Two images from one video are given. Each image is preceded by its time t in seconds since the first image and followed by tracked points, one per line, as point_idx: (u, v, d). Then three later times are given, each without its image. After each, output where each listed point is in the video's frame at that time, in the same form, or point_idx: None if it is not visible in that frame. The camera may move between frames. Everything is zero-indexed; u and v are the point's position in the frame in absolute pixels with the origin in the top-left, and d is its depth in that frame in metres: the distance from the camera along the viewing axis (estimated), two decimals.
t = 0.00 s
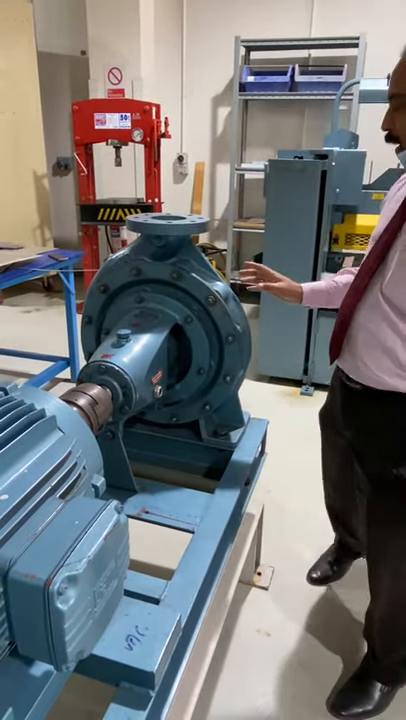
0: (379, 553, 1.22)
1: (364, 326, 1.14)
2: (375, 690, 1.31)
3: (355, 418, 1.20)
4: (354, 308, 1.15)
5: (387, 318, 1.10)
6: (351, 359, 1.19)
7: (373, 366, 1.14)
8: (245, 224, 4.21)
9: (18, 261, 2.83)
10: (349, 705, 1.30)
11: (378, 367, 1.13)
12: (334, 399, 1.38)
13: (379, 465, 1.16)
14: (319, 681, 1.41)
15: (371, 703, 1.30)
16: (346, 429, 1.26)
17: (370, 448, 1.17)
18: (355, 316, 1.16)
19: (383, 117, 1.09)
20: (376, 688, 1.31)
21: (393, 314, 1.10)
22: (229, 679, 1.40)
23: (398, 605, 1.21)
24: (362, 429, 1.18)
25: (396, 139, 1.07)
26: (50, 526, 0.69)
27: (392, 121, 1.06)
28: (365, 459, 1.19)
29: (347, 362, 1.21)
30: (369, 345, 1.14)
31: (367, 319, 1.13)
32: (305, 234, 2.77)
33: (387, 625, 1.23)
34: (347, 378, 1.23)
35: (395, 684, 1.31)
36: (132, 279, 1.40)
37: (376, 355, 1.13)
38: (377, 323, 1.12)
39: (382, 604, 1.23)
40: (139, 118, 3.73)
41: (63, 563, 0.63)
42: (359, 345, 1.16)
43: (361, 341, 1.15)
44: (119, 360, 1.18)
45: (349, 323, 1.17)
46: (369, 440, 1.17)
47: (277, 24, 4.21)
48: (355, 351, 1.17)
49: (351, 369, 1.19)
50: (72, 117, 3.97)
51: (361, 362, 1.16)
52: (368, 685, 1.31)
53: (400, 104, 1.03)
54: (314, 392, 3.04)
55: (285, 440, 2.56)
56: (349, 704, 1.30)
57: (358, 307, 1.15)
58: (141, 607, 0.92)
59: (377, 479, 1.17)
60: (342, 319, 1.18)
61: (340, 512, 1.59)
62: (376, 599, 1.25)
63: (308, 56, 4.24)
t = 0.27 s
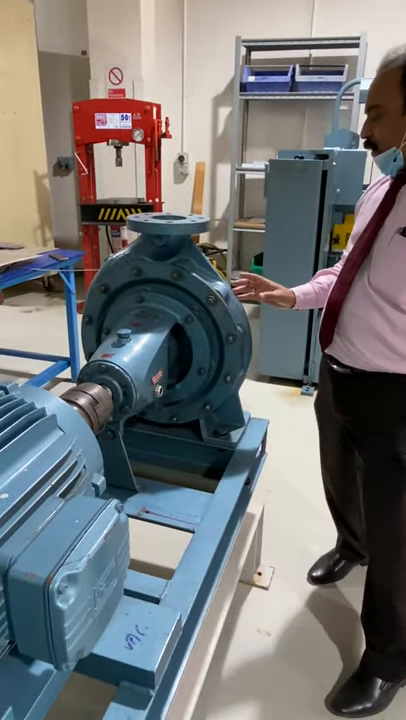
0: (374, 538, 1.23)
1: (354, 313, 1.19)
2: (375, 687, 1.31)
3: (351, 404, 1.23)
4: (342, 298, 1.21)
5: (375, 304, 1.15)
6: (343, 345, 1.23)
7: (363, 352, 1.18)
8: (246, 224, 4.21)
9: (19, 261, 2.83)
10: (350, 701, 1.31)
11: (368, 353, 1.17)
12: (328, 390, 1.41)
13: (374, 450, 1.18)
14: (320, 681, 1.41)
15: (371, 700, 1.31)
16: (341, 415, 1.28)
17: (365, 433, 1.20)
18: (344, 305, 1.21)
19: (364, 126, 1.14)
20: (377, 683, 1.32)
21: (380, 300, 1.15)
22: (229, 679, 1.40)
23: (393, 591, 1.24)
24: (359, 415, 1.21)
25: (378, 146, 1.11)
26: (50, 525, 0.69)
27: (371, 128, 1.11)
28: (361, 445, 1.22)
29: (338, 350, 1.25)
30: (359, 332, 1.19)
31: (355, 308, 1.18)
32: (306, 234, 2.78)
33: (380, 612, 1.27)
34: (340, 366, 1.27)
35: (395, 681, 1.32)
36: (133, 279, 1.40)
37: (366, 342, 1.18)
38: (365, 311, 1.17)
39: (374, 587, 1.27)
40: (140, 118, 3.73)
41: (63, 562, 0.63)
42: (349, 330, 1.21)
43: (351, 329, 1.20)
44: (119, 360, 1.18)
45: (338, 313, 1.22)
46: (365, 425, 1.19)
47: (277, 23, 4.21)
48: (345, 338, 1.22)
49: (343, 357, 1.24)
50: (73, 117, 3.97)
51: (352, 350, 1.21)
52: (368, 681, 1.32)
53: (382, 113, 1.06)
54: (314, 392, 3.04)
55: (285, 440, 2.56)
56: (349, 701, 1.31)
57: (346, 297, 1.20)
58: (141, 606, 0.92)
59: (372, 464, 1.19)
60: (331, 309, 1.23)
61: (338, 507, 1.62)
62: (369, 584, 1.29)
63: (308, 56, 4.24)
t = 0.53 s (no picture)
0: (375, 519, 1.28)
1: (352, 303, 1.21)
2: (372, 662, 1.38)
3: (349, 391, 1.26)
4: (340, 291, 1.23)
5: (374, 293, 1.18)
6: (343, 335, 1.25)
7: (364, 342, 1.21)
8: (246, 224, 4.22)
9: (19, 261, 2.83)
10: (348, 673, 1.39)
11: (368, 341, 1.20)
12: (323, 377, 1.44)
13: (374, 434, 1.22)
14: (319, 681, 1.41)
15: (368, 673, 1.38)
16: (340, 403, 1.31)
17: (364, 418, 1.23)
18: (343, 297, 1.23)
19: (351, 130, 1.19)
20: (374, 659, 1.38)
21: (377, 290, 1.17)
22: (229, 679, 1.40)
23: (392, 574, 1.30)
24: (357, 400, 1.24)
25: (363, 147, 1.16)
26: (50, 526, 0.69)
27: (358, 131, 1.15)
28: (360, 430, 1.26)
29: (338, 341, 1.27)
30: (358, 322, 1.21)
31: (353, 299, 1.21)
32: (305, 234, 2.78)
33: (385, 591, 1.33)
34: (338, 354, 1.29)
35: (391, 661, 1.38)
36: (133, 279, 1.40)
37: (366, 331, 1.20)
38: (363, 300, 1.19)
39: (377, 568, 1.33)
40: (140, 118, 3.74)
41: (63, 561, 0.63)
42: (348, 321, 1.23)
43: (350, 320, 1.22)
44: (119, 360, 1.18)
45: (337, 305, 1.25)
46: (364, 411, 1.23)
47: (277, 22, 4.21)
48: (345, 329, 1.24)
49: (343, 348, 1.26)
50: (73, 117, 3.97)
51: (352, 339, 1.23)
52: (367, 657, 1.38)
53: (367, 115, 1.11)
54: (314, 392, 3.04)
55: (285, 440, 2.56)
56: (343, 671, 1.40)
57: (344, 289, 1.23)
58: (140, 606, 0.91)
59: (372, 447, 1.23)
60: (331, 302, 1.25)
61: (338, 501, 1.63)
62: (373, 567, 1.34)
63: (308, 56, 4.25)
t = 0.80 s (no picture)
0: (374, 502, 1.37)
1: (354, 299, 1.26)
2: (376, 609, 1.55)
3: (347, 383, 1.33)
4: (342, 288, 1.27)
5: (375, 289, 1.22)
6: (345, 331, 1.29)
7: (367, 335, 1.25)
8: (246, 225, 4.22)
9: (18, 261, 2.83)
10: (358, 622, 1.54)
11: (371, 335, 1.25)
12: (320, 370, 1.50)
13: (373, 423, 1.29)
14: (318, 681, 1.41)
15: (375, 621, 1.54)
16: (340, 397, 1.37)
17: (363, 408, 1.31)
18: (344, 294, 1.28)
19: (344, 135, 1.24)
20: (378, 607, 1.55)
21: (378, 285, 1.22)
22: (228, 679, 1.41)
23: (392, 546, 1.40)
24: (355, 392, 1.31)
25: (360, 150, 1.21)
26: (49, 527, 0.69)
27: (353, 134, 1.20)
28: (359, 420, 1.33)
29: (340, 337, 1.31)
30: (360, 317, 1.25)
31: (355, 295, 1.25)
32: (305, 234, 2.78)
33: (387, 564, 1.43)
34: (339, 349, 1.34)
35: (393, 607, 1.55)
36: (132, 280, 1.40)
37: (369, 325, 1.24)
38: (365, 296, 1.24)
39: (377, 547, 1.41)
40: (139, 119, 3.74)
41: (63, 562, 0.63)
42: (350, 317, 1.27)
43: (352, 315, 1.26)
44: (118, 360, 1.18)
45: (339, 302, 1.29)
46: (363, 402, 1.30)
47: (277, 22, 4.21)
48: (348, 325, 1.28)
49: (346, 343, 1.30)
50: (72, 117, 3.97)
51: (355, 334, 1.27)
52: (371, 606, 1.55)
53: (362, 118, 1.16)
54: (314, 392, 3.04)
55: (284, 440, 2.56)
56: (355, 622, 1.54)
57: (345, 286, 1.27)
58: (140, 607, 0.92)
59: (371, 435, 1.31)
60: (332, 299, 1.29)
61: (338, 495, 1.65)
62: (375, 547, 1.42)
63: (308, 57, 4.25)
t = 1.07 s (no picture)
0: (383, 492, 1.42)
1: (357, 297, 1.26)
2: (376, 590, 1.62)
3: (350, 385, 1.34)
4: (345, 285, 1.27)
5: (378, 287, 1.22)
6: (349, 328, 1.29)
7: (371, 333, 1.25)
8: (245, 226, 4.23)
9: (17, 262, 2.83)
10: (363, 606, 1.60)
11: (374, 332, 1.25)
12: (319, 370, 1.50)
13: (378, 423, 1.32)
14: (317, 681, 1.42)
15: (377, 604, 1.60)
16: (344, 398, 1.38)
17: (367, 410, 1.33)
18: (348, 291, 1.28)
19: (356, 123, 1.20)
20: (378, 586, 1.62)
21: (382, 283, 1.22)
22: (228, 679, 1.41)
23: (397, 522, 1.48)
24: (360, 394, 1.33)
25: (369, 141, 1.18)
26: (48, 528, 0.69)
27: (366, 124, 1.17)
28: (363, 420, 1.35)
29: (342, 335, 1.32)
30: (364, 314, 1.25)
31: (358, 292, 1.25)
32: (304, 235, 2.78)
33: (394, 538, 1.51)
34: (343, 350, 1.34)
35: (394, 583, 1.63)
36: (131, 281, 1.41)
37: (373, 323, 1.24)
38: (369, 293, 1.23)
39: (383, 527, 1.49)
40: (138, 120, 3.74)
41: (62, 563, 0.63)
42: (353, 314, 1.27)
43: (355, 313, 1.26)
44: (117, 361, 1.18)
45: (342, 299, 1.28)
46: (367, 404, 1.32)
47: (276, 23, 4.21)
48: (351, 322, 1.28)
49: (349, 341, 1.30)
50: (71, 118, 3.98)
51: (360, 331, 1.27)
52: (371, 586, 1.62)
53: (377, 108, 1.13)
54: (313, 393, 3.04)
55: (283, 441, 2.56)
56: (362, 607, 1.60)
57: (349, 283, 1.27)
58: (140, 608, 0.92)
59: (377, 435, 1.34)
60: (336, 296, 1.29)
61: (339, 497, 1.66)
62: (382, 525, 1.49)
63: (306, 58, 4.26)
